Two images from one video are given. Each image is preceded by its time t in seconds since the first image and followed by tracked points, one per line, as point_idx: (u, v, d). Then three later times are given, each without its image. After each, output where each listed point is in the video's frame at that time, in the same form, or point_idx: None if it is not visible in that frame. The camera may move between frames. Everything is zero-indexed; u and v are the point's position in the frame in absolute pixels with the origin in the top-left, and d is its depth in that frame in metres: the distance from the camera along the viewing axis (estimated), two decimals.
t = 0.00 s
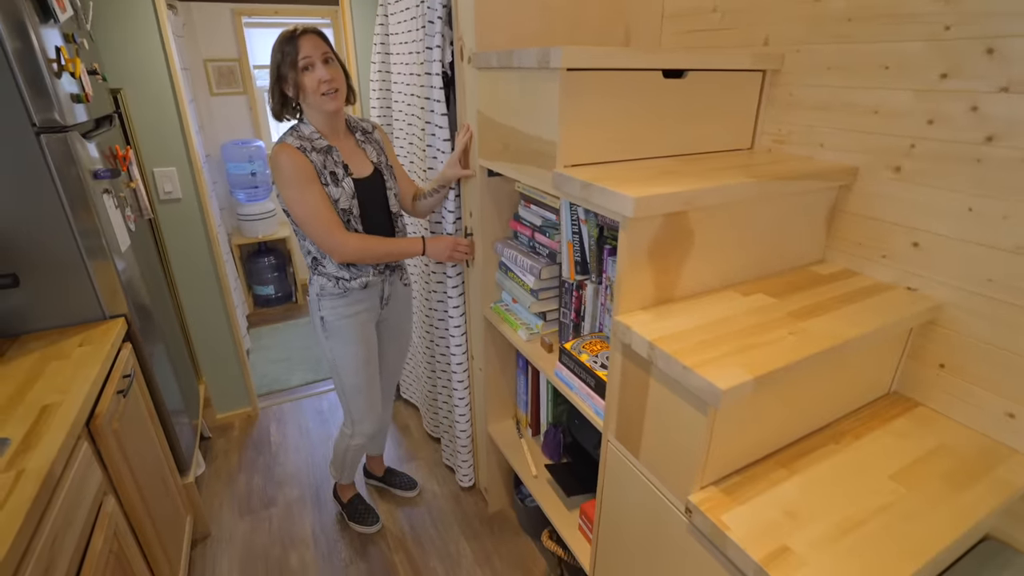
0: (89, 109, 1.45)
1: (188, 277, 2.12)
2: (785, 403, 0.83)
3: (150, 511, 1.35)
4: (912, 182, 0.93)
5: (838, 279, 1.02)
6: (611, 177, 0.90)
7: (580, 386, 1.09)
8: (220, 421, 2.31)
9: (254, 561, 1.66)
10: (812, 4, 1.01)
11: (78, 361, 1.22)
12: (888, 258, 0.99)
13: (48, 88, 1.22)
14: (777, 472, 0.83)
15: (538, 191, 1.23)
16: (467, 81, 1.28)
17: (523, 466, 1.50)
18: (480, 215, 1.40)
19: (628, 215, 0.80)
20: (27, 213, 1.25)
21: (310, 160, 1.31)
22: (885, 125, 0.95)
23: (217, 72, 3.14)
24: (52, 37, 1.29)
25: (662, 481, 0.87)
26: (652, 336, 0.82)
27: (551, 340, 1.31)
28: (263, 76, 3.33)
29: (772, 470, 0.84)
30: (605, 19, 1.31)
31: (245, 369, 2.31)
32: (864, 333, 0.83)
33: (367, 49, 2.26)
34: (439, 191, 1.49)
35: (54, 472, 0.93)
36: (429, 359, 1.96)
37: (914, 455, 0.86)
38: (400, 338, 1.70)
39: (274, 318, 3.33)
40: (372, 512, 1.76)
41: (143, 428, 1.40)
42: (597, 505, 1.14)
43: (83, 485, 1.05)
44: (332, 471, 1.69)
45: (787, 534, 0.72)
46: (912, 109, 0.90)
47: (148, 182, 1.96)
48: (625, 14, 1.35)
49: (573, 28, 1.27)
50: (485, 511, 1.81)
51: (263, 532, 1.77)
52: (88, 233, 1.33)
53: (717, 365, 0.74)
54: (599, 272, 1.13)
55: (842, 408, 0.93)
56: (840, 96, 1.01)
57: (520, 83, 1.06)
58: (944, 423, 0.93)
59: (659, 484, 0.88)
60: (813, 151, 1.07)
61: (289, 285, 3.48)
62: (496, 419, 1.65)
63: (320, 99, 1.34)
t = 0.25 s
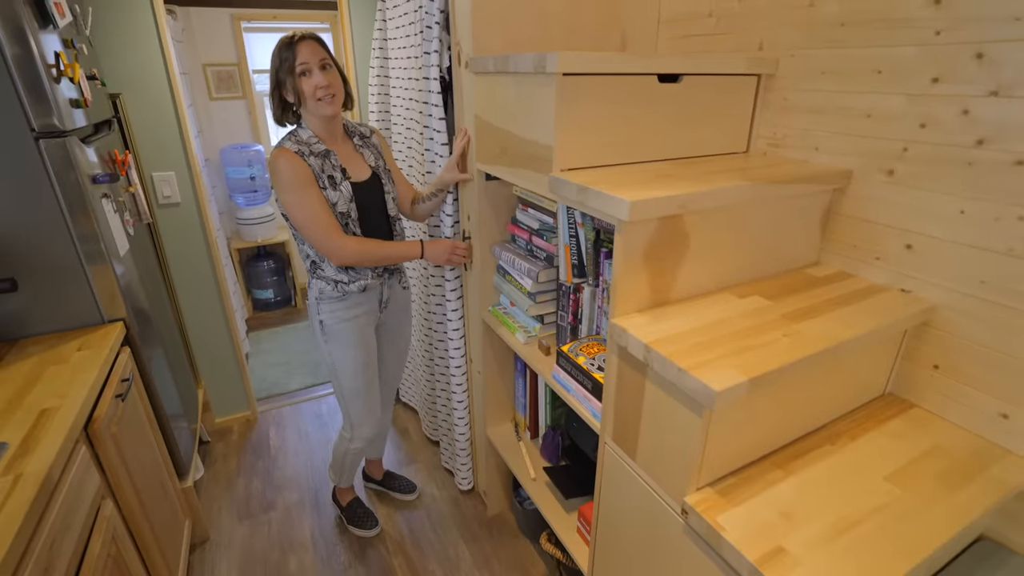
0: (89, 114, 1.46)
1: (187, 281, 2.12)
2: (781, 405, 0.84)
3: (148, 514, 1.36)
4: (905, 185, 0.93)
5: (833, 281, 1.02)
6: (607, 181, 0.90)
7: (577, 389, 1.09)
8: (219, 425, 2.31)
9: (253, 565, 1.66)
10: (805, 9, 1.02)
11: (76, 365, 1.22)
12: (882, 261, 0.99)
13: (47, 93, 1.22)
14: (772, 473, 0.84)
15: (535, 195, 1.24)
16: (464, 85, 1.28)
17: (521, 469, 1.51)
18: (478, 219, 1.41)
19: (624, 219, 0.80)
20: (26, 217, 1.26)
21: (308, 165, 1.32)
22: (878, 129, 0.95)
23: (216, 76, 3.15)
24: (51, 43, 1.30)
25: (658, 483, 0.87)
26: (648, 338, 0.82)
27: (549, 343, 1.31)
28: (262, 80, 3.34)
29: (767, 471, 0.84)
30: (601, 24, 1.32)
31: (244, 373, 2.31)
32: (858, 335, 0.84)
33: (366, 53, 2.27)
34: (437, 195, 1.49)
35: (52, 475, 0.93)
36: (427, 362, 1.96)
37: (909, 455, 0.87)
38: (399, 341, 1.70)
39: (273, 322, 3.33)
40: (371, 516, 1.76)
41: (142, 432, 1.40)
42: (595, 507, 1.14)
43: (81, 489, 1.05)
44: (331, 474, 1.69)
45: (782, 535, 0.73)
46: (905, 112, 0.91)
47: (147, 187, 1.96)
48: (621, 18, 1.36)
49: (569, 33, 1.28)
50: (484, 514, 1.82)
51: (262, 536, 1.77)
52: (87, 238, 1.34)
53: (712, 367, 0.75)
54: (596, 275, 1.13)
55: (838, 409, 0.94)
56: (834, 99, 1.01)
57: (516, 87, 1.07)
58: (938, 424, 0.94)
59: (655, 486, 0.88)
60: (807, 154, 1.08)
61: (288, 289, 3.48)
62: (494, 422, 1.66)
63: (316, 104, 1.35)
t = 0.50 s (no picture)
0: (88, 113, 1.46)
1: (186, 280, 2.13)
2: (777, 404, 0.84)
3: (147, 513, 1.36)
4: (901, 185, 0.94)
5: (829, 281, 1.03)
6: (605, 181, 0.91)
7: (575, 388, 1.10)
8: (218, 425, 2.32)
9: (252, 563, 1.67)
10: (803, 10, 1.03)
11: (76, 364, 1.22)
12: (879, 260, 1.00)
13: (47, 93, 1.23)
14: (769, 471, 0.84)
15: (533, 195, 1.24)
16: (463, 85, 1.29)
17: (520, 468, 1.51)
18: (476, 218, 1.41)
19: (621, 218, 0.81)
20: (25, 216, 1.26)
21: (307, 164, 1.32)
22: (874, 129, 0.96)
23: (216, 76, 3.16)
24: (50, 43, 1.30)
25: (654, 481, 0.87)
26: (644, 337, 0.82)
27: (547, 342, 1.32)
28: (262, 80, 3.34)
29: (763, 469, 0.84)
30: (600, 25, 1.32)
31: (243, 372, 2.31)
32: (854, 334, 0.84)
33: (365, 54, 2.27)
34: (436, 195, 1.50)
35: (51, 472, 0.93)
36: (426, 362, 1.96)
37: (905, 455, 0.87)
38: (397, 340, 1.71)
39: (273, 322, 3.33)
40: (370, 515, 1.76)
41: (141, 431, 1.40)
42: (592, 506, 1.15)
43: (80, 486, 1.05)
44: (330, 473, 1.70)
45: (777, 533, 0.73)
46: (901, 112, 0.92)
47: (146, 186, 1.97)
48: (620, 19, 1.36)
49: (568, 33, 1.29)
50: (482, 513, 1.82)
51: (261, 535, 1.77)
52: (87, 237, 1.34)
53: (708, 365, 0.75)
54: (594, 274, 1.14)
55: (834, 409, 0.94)
56: (831, 100, 1.02)
57: (514, 87, 1.07)
58: (935, 424, 0.94)
59: (652, 484, 0.88)
60: (804, 154, 1.09)
61: (287, 289, 3.49)
62: (493, 421, 1.66)
63: (315, 104, 1.35)
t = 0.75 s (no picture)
0: (88, 113, 1.46)
1: (186, 280, 2.13)
2: (774, 401, 0.84)
3: (147, 511, 1.36)
4: (899, 182, 0.94)
5: (828, 279, 1.03)
6: (602, 179, 0.91)
7: (573, 386, 1.10)
8: (218, 424, 2.32)
9: (251, 562, 1.67)
10: (801, 8, 1.03)
11: (76, 362, 1.23)
12: (877, 258, 1.00)
13: (47, 93, 1.23)
14: (766, 469, 0.84)
15: (531, 193, 1.25)
16: (461, 84, 1.29)
17: (519, 467, 1.51)
18: (475, 217, 1.41)
19: (617, 215, 0.81)
20: (25, 216, 1.26)
21: (306, 163, 1.32)
22: (873, 127, 0.96)
23: (215, 76, 3.16)
24: (50, 43, 1.30)
25: (651, 479, 0.87)
26: (641, 335, 0.82)
27: (545, 341, 1.32)
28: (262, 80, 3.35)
29: (761, 467, 0.84)
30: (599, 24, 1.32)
31: (243, 372, 2.31)
32: (852, 332, 0.84)
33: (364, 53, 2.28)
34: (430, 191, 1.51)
35: (51, 470, 0.93)
36: (425, 361, 1.97)
37: (903, 453, 0.87)
38: (395, 338, 1.71)
39: (273, 322, 3.34)
40: (369, 513, 1.76)
41: (141, 429, 1.40)
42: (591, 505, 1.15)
43: (80, 484, 1.05)
44: (329, 472, 1.70)
45: (774, 531, 0.73)
46: (899, 110, 0.91)
47: (147, 186, 1.97)
48: (618, 18, 1.36)
49: (566, 32, 1.29)
50: (482, 512, 1.82)
51: (261, 533, 1.77)
52: (87, 237, 1.34)
53: (705, 363, 0.75)
54: (592, 273, 1.14)
55: (832, 406, 0.94)
56: (829, 98, 1.02)
57: (512, 86, 1.07)
58: (933, 422, 0.94)
59: (649, 482, 0.88)
60: (802, 153, 1.09)
61: (287, 289, 3.49)
62: (492, 420, 1.66)
63: (314, 103, 1.35)
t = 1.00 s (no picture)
0: (92, 113, 1.47)
1: (189, 279, 2.14)
2: (776, 401, 0.84)
3: (150, 509, 1.37)
4: (901, 182, 0.93)
5: (830, 279, 1.02)
6: (604, 178, 0.91)
7: (574, 386, 1.10)
8: (221, 423, 2.33)
9: (253, 560, 1.67)
10: (804, 8, 1.03)
11: (80, 361, 1.23)
12: (880, 259, 0.99)
13: (52, 94, 1.24)
14: (768, 469, 0.84)
15: (533, 193, 1.25)
16: (464, 84, 1.29)
17: (520, 467, 1.51)
18: (477, 217, 1.41)
19: (619, 215, 0.81)
20: (30, 215, 1.27)
21: (310, 161, 1.33)
22: (875, 127, 0.95)
23: (219, 77, 3.18)
24: (55, 43, 1.31)
25: (652, 478, 0.87)
26: (642, 334, 0.82)
27: (547, 340, 1.32)
28: (266, 81, 3.35)
29: (762, 467, 0.84)
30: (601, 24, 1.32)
31: (246, 371, 2.32)
32: (854, 332, 0.84)
33: (367, 54, 2.28)
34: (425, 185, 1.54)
35: (55, 467, 0.94)
36: (427, 360, 1.97)
37: (905, 453, 0.86)
38: (397, 337, 1.71)
39: (275, 321, 3.34)
40: (371, 513, 1.76)
41: (144, 428, 1.41)
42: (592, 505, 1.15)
43: (84, 482, 1.06)
44: (331, 471, 1.70)
45: (775, 531, 0.73)
46: (902, 110, 0.91)
47: (150, 186, 1.98)
48: (620, 18, 1.36)
49: (568, 33, 1.29)
50: (483, 512, 1.82)
51: (263, 532, 1.78)
52: (91, 236, 1.35)
53: (706, 363, 0.75)
54: (593, 272, 1.14)
55: (833, 407, 0.94)
56: (831, 98, 1.02)
57: (514, 86, 1.07)
58: (936, 422, 0.93)
59: (650, 481, 0.88)
60: (804, 152, 1.09)
61: (290, 289, 3.50)
62: (493, 420, 1.66)
63: (316, 102, 1.36)
